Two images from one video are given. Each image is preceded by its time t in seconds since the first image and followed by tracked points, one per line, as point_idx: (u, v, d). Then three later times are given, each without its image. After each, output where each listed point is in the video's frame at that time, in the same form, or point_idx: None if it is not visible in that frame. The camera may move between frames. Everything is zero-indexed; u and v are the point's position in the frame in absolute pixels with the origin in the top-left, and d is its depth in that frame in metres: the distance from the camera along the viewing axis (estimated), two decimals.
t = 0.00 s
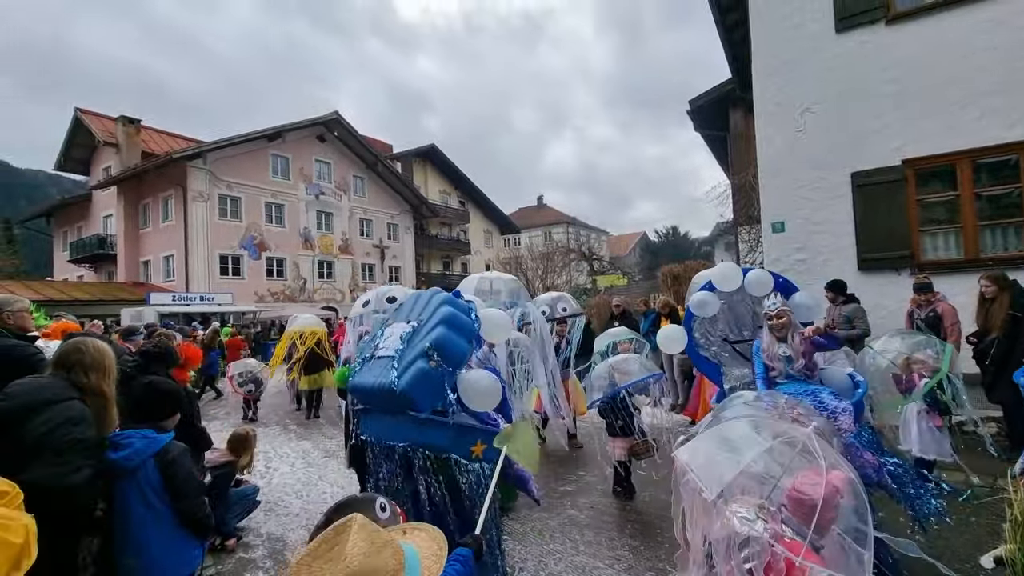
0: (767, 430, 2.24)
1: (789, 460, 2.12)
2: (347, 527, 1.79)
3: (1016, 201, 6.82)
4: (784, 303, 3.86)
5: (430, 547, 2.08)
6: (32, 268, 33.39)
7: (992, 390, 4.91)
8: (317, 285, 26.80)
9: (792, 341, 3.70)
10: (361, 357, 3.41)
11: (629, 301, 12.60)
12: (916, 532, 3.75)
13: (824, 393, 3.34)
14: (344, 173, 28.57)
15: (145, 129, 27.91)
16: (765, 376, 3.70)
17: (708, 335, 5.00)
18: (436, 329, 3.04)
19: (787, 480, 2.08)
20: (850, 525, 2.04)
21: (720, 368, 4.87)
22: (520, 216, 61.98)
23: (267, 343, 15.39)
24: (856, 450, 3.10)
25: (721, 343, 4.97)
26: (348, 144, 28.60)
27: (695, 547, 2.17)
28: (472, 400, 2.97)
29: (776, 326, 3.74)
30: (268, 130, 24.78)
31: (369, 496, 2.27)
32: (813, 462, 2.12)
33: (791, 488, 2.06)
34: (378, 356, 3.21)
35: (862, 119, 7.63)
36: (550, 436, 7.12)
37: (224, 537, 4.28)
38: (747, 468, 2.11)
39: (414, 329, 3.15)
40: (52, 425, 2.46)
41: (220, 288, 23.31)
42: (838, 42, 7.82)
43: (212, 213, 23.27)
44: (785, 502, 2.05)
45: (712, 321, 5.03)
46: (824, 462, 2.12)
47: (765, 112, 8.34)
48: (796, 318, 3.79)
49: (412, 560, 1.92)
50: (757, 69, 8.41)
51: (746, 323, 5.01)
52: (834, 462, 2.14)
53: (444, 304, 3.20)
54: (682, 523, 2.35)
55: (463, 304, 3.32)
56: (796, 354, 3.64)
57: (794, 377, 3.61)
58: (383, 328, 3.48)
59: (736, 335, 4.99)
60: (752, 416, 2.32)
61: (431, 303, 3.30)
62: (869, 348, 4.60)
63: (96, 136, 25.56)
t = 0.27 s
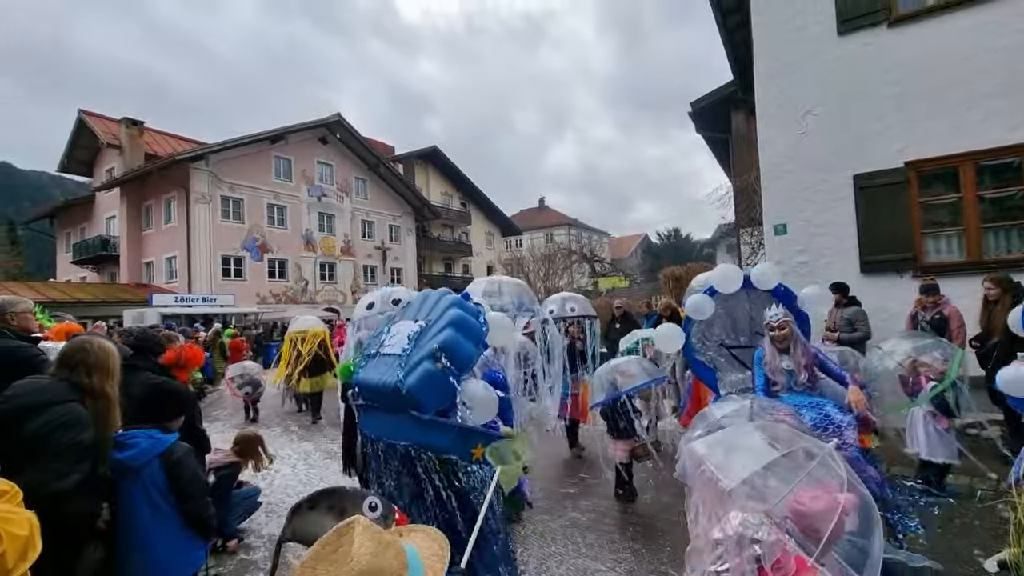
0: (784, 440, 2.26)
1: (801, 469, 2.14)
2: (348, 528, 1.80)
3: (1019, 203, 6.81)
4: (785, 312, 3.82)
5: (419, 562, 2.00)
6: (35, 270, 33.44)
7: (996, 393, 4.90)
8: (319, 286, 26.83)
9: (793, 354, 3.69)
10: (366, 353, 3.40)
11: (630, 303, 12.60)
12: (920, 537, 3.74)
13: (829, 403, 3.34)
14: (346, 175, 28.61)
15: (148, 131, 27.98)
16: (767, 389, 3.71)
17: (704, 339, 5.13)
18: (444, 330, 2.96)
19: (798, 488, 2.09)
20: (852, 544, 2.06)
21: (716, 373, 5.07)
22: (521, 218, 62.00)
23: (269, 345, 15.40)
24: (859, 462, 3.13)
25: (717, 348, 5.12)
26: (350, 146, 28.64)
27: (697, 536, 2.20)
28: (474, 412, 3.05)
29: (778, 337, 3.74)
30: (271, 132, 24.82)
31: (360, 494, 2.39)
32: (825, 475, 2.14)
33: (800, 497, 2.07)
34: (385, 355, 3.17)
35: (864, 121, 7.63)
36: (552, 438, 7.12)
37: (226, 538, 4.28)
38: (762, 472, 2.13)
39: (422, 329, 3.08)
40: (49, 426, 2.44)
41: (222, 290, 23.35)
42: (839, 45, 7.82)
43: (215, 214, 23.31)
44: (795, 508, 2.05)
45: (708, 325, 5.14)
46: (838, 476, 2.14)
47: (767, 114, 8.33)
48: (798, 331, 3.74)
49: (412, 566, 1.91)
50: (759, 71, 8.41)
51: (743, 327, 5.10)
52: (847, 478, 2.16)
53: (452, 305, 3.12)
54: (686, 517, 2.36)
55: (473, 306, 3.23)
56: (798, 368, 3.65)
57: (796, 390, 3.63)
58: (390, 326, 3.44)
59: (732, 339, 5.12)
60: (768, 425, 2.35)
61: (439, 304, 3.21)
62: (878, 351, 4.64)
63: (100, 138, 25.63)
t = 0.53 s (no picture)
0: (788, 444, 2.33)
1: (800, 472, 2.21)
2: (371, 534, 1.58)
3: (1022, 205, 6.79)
4: (805, 306, 3.85)
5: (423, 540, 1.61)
6: (38, 269, 33.50)
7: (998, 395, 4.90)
8: (320, 287, 26.84)
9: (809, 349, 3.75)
10: (358, 353, 3.39)
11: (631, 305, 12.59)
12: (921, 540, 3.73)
13: (836, 408, 3.38)
14: (348, 176, 28.62)
15: (150, 131, 28.02)
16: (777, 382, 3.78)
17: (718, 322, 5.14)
18: (435, 329, 2.94)
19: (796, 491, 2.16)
20: (848, 550, 2.12)
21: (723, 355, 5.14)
22: (523, 219, 62.00)
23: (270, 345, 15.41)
24: (862, 471, 3.18)
25: (730, 331, 5.15)
26: (352, 146, 28.66)
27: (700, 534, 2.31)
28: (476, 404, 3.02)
29: (794, 332, 3.78)
30: (272, 132, 24.85)
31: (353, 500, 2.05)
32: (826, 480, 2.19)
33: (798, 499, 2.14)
34: (377, 355, 3.16)
35: (866, 123, 7.62)
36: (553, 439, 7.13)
37: (227, 537, 4.29)
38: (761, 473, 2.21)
39: (414, 329, 3.07)
40: (56, 427, 2.44)
41: (224, 290, 23.36)
42: (842, 47, 7.81)
43: (217, 215, 23.34)
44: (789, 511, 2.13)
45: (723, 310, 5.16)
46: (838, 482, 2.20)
47: (768, 116, 8.33)
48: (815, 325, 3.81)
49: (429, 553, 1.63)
50: (761, 73, 8.41)
51: (758, 314, 5.18)
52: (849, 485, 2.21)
53: (444, 305, 3.11)
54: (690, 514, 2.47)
55: (464, 308, 3.23)
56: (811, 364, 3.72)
57: (805, 385, 3.71)
58: (383, 326, 3.44)
59: (745, 324, 5.18)
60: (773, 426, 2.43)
61: (431, 304, 3.20)
62: (886, 353, 4.69)
63: (102, 138, 25.68)
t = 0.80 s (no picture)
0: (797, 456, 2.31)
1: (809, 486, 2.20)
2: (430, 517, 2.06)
3: None
4: (831, 311, 3.84)
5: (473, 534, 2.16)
6: (41, 269, 33.55)
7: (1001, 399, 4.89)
8: (322, 287, 26.87)
9: (833, 355, 3.77)
10: (343, 357, 3.44)
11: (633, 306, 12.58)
12: (923, 543, 3.72)
13: (854, 415, 3.39)
14: (350, 177, 28.65)
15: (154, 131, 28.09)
16: (797, 385, 3.81)
17: (738, 318, 5.14)
18: (417, 332, 3.10)
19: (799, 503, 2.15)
20: (850, 565, 2.12)
21: (741, 352, 5.16)
22: (525, 221, 61.99)
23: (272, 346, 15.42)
24: (874, 479, 3.22)
25: (750, 328, 5.14)
26: (355, 147, 28.70)
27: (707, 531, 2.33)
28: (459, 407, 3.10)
29: (817, 335, 3.78)
30: (275, 133, 24.89)
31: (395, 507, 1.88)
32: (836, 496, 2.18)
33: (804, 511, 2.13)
34: (362, 358, 3.24)
35: (870, 125, 7.61)
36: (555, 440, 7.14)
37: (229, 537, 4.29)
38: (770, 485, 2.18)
39: (396, 333, 3.20)
40: (60, 428, 2.44)
41: (226, 290, 23.39)
42: (845, 49, 7.81)
43: (220, 215, 23.38)
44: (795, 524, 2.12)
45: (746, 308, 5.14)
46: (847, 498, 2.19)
47: (772, 117, 8.33)
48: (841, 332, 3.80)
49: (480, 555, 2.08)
50: (764, 75, 8.41)
51: (782, 313, 5.12)
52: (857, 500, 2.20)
53: (426, 308, 3.25)
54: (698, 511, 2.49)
55: (445, 309, 3.36)
56: (833, 369, 3.73)
57: (827, 392, 3.74)
58: (366, 329, 3.51)
59: (766, 323, 5.15)
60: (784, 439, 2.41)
61: (414, 307, 3.32)
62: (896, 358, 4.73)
63: (106, 138, 25.73)
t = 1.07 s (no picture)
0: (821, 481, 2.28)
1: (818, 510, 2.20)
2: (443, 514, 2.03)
3: None
4: (835, 316, 3.86)
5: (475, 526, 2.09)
6: (45, 268, 33.65)
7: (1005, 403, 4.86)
8: (324, 287, 26.90)
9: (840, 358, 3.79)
10: (339, 355, 3.52)
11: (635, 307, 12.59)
12: (923, 546, 3.72)
13: (865, 414, 3.43)
14: (353, 177, 28.68)
15: (158, 131, 28.15)
16: (805, 393, 3.82)
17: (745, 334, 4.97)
18: (404, 331, 3.09)
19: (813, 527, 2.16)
20: None
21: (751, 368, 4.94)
22: (527, 221, 62.00)
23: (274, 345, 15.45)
24: (894, 477, 3.21)
25: (757, 345, 4.96)
26: (357, 147, 28.73)
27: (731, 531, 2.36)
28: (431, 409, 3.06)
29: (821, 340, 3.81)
30: (278, 133, 24.93)
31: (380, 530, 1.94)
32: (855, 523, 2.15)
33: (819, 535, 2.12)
34: (353, 356, 3.31)
35: (872, 127, 7.61)
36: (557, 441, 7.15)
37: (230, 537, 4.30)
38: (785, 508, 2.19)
39: (385, 331, 3.21)
40: (54, 426, 2.44)
41: (228, 290, 23.43)
42: (847, 51, 7.80)
43: (223, 215, 23.42)
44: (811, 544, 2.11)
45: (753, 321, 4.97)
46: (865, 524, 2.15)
47: (774, 119, 8.33)
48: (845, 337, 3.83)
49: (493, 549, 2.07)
50: (766, 77, 8.41)
51: (788, 327, 4.99)
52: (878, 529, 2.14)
53: (414, 305, 3.23)
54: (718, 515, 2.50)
55: (434, 305, 3.34)
56: (844, 373, 3.75)
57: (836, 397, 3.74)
58: (359, 327, 3.55)
59: (774, 338, 4.97)
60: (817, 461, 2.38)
61: (403, 304, 3.31)
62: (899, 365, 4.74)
63: (110, 138, 25.80)
